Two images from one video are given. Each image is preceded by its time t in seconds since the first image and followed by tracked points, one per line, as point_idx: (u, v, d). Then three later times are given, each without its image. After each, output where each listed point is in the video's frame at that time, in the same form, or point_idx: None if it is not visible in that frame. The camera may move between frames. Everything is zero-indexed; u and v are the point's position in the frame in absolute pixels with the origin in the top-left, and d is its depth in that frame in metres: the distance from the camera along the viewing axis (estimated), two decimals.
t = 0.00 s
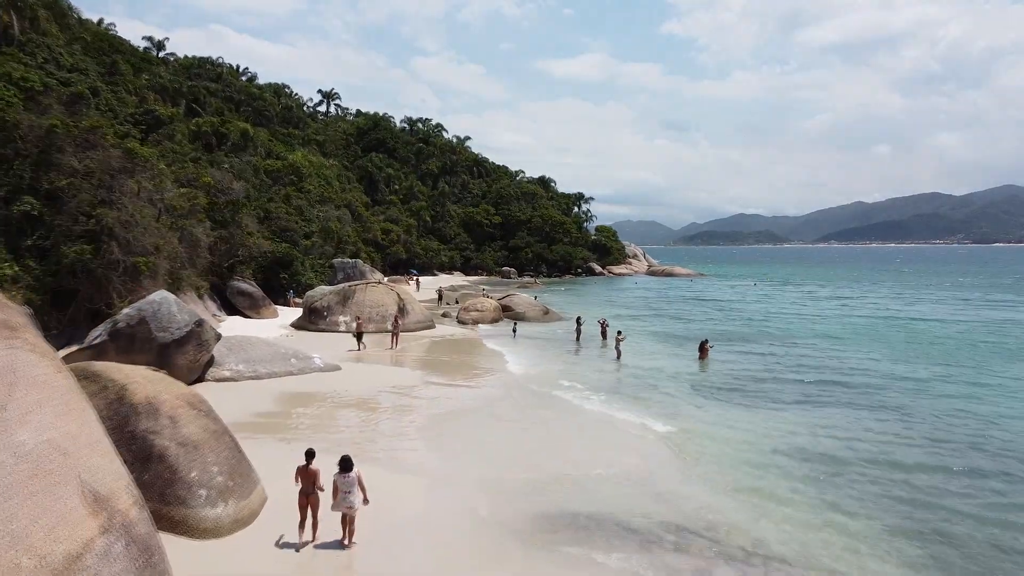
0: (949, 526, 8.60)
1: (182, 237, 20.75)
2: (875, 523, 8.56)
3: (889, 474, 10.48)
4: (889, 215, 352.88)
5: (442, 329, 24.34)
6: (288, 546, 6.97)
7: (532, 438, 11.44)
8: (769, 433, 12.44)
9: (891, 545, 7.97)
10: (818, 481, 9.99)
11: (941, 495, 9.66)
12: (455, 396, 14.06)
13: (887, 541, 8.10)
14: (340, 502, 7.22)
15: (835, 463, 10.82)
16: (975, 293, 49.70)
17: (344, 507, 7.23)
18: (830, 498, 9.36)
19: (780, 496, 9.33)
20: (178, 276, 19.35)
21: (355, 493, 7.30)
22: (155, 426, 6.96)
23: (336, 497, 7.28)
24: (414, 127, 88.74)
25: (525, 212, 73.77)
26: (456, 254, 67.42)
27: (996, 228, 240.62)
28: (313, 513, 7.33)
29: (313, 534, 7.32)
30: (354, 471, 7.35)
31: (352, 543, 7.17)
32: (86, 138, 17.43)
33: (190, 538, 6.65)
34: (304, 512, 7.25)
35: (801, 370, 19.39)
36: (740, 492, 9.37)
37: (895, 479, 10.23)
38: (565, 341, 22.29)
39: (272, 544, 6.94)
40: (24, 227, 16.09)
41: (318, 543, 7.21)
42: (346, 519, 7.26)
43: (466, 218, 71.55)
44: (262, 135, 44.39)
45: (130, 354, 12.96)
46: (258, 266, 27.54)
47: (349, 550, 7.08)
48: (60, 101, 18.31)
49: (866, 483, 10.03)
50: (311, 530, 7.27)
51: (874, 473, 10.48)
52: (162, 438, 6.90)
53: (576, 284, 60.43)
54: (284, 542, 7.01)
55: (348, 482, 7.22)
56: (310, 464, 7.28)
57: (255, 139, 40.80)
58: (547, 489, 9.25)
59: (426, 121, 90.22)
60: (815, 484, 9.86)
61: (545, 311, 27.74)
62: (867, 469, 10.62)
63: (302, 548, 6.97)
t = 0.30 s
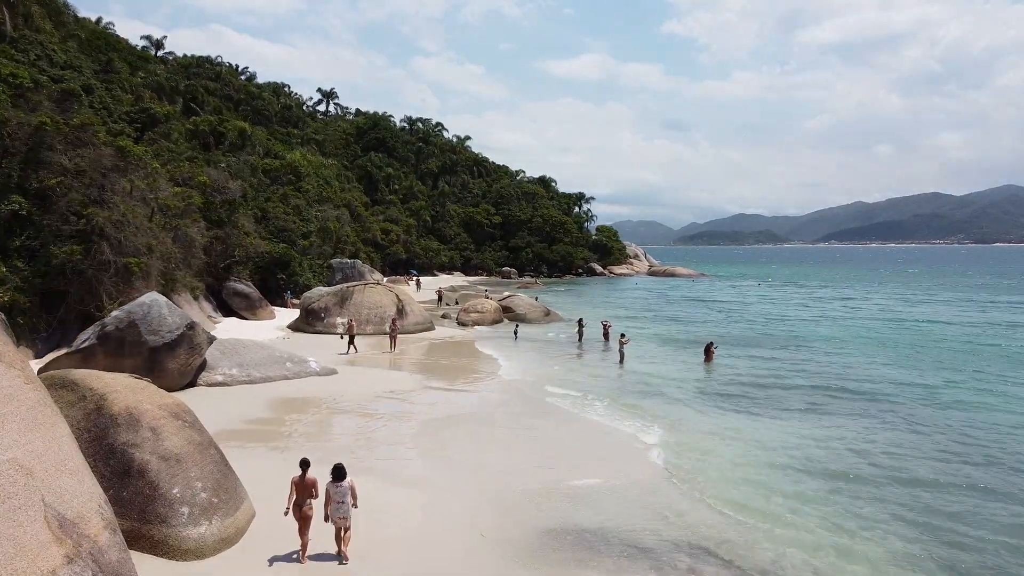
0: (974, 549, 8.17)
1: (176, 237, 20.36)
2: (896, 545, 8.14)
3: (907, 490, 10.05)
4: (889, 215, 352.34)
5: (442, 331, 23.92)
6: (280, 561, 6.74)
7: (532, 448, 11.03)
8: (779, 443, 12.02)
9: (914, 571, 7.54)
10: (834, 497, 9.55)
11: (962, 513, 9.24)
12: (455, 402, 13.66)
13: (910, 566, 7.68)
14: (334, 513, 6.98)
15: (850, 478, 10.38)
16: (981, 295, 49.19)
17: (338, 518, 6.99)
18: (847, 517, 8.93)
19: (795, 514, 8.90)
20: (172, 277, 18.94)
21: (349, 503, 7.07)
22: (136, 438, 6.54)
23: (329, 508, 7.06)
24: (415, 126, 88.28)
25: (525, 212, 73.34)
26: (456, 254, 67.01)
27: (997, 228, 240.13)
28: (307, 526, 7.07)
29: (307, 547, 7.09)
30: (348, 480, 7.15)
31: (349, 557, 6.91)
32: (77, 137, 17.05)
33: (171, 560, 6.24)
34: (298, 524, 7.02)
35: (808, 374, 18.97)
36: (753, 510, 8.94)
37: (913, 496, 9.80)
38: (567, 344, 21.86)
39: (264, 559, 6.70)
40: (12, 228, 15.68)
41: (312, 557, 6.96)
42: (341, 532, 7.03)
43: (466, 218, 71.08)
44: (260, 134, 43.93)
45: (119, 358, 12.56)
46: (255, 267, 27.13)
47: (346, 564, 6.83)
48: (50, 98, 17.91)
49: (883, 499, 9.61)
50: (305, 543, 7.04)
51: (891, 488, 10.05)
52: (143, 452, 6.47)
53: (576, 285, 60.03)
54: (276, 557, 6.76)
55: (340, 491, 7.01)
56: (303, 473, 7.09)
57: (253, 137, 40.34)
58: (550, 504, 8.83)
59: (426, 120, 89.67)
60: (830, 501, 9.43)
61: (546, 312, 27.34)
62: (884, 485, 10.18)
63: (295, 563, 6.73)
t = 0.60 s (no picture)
0: (1001, 572, 7.74)
1: (170, 238, 19.96)
2: (919, 569, 7.70)
3: (927, 506, 9.62)
4: (890, 216, 351.89)
5: (441, 333, 23.52)
6: None
7: (530, 458, 10.62)
8: (790, 454, 11.58)
9: None
10: (851, 514, 9.11)
11: (988, 532, 8.80)
12: (451, 408, 13.24)
13: None
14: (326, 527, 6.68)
15: (865, 492, 9.96)
16: (986, 297, 48.66)
17: (330, 533, 6.69)
18: (867, 536, 8.49)
19: (812, 532, 8.46)
20: (164, 278, 18.54)
21: (343, 518, 6.79)
22: (113, 454, 6.12)
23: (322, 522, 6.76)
24: (415, 125, 87.86)
25: (526, 212, 72.91)
26: (456, 254, 66.59)
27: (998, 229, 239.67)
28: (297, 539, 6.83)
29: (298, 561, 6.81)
30: (344, 494, 6.86)
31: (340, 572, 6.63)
32: (67, 135, 16.71)
33: None
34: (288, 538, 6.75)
35: (816, 380, 18.55)
36: (767, 528, 8.50)
37: (933, 513, 9.35)
38: (569, 346, 21.44)
39: None
40: None
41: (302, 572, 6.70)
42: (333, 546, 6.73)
43: (466, 218, 70.65)
44: (258, 133, 43.52)
45: (107, 363, 12.17)
46: (251, 267, 26.71)
47: None
48: (39, 96, 17.56)
49: (904, 516, 9.16)
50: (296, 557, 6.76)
51: (909, 505, 9.61)
52: (120, 469, 6.07)
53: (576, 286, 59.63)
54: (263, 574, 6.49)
55: (335, 505, 6.71)
56: (294, 483, 6.84)
57: (251, 136, 39.92)
58: (551, 519, 8.41)
59: (426, 120, 89.27)
60: (848, 517, 9.00)
61: (547, 314, 26.91)
62: (902, 500, 9.75)
63: None
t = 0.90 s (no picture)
0: None
1: (164, 237, 19.54)
2: None
3: (950, 514, 9.21)
4: (891, 216, 351.36)
5: (440, 335, 23.11)
6: None
7: (531, 466, 10.26)
8: (802, 461, 11.16)
9: None
10: (872, 525, 8.70)
11: (1016, 543, 8.39)
12: (448, 412, 12.87)
13: None
14: (323, 535, 6.49)
15: (884, 500, 9.55)
16: (991, 297, 48.19)
17: (327, 542, 6.50)
18: (891, 549, 8.07)
19: (832, 545, 8.04)
20: (158, 279, 18.13)
21: (340, 526, 6.58)
22: (88, 468, 5.70)
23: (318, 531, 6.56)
24: (414, 125, 87.49)
25: (526, 212, 72.50)
26: (456, 255, 66.18)
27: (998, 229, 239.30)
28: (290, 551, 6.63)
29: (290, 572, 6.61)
30: (340, 502, 6.69)
31: None
32: (57, 133, 16.35)
33: None
34: (278, 551, 6.54)
35: (823, 384, 18.16)
36: (785, 541, 8.09)
37: (956, 523, 8.93)
38: (570, 349, 21.05)
39: None
40: None
41: None
42: (330, 556, 6.51)
43: (466, 217, 70.22)
44: (256, 132, 43.14)
45: (94, 368, 11.78)
46: (248, 268, 26.34)
47: None
48: (28, 92, 17.19)
49: (926, 527, 8.75)
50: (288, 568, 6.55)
51: (932, 514, 9.20)
52: (94, 485, 5.65)
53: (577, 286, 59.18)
54: None
55: (332, 514, 6.52)
56: (286, 492, 6.66)
57: (248, 135, 39.52)
58: (556, 532, 8.06)
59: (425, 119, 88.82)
60: (869, 529, 8.58)
61: (548, 315, 26.47)
62: (923, 509, 9.33)
63: None
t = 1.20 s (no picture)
0: None
1: (157, 238, 19.12)
2: None
3: (976, 531, 8.77)
4: (891, 216, 350.86)
5: (440, 337, 22.69)
6: None
7: (531, 477, 9.81)
8: (815, 470, 10.75)
9: None
10: (895, 543, 8.26)
11: None
12: (444, 420, 12.43)
13: None
14: (312, 549, 6.20)
15: (905, 515, 9.12)
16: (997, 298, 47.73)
17: (317, 556, 6.22)
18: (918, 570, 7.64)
19: (854, 567, 7.61)
20: (151, 279, 17.72)
21: (330, 539, 6.28)
22: (58, 488, 5.26)
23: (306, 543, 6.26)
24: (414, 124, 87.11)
25: (526, 211, 72.09)
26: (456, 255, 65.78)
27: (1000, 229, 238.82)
28: (279, 562, 6.34)
29: None
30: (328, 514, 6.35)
31: None
32: (46, 131, 15.95)
33: None
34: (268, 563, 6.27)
35: (832, 383, 17.73)
36: (802, 560, 7.67)
37: (979, 538, 8.53)
38: (572, 351, 20.64)
39: None
40: None
41: None
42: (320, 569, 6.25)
43: (466, 217, 69.77)
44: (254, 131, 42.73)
45: (80, 373, 11.38)
46: (244, 268, 25.93)
47: None
48: (16, 89, 16.79)
49: (952, 545, 8.32)
50: None
51: (957, 530, 8.76)
52: (64, 506, 5.22)
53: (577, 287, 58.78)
54: None
55: (320, 527, 6.19)
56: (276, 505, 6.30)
57: (246, 134, 39.11)
58: (559, 549, 7.61)
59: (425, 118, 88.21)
60: (892, 547, 8.15)
61: (550, 317, 26.05)
62: (948, 525, 8.88)
63: None
